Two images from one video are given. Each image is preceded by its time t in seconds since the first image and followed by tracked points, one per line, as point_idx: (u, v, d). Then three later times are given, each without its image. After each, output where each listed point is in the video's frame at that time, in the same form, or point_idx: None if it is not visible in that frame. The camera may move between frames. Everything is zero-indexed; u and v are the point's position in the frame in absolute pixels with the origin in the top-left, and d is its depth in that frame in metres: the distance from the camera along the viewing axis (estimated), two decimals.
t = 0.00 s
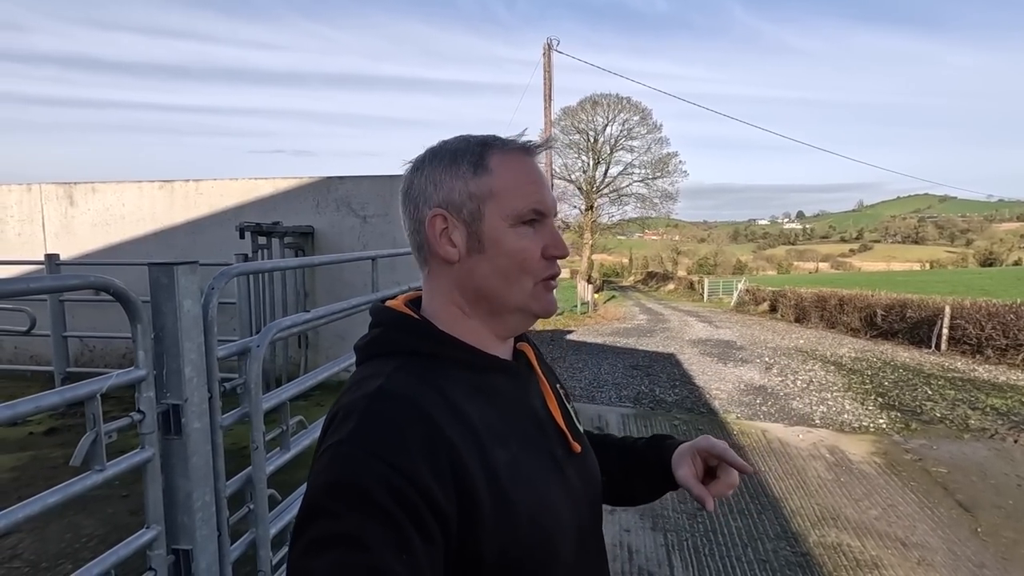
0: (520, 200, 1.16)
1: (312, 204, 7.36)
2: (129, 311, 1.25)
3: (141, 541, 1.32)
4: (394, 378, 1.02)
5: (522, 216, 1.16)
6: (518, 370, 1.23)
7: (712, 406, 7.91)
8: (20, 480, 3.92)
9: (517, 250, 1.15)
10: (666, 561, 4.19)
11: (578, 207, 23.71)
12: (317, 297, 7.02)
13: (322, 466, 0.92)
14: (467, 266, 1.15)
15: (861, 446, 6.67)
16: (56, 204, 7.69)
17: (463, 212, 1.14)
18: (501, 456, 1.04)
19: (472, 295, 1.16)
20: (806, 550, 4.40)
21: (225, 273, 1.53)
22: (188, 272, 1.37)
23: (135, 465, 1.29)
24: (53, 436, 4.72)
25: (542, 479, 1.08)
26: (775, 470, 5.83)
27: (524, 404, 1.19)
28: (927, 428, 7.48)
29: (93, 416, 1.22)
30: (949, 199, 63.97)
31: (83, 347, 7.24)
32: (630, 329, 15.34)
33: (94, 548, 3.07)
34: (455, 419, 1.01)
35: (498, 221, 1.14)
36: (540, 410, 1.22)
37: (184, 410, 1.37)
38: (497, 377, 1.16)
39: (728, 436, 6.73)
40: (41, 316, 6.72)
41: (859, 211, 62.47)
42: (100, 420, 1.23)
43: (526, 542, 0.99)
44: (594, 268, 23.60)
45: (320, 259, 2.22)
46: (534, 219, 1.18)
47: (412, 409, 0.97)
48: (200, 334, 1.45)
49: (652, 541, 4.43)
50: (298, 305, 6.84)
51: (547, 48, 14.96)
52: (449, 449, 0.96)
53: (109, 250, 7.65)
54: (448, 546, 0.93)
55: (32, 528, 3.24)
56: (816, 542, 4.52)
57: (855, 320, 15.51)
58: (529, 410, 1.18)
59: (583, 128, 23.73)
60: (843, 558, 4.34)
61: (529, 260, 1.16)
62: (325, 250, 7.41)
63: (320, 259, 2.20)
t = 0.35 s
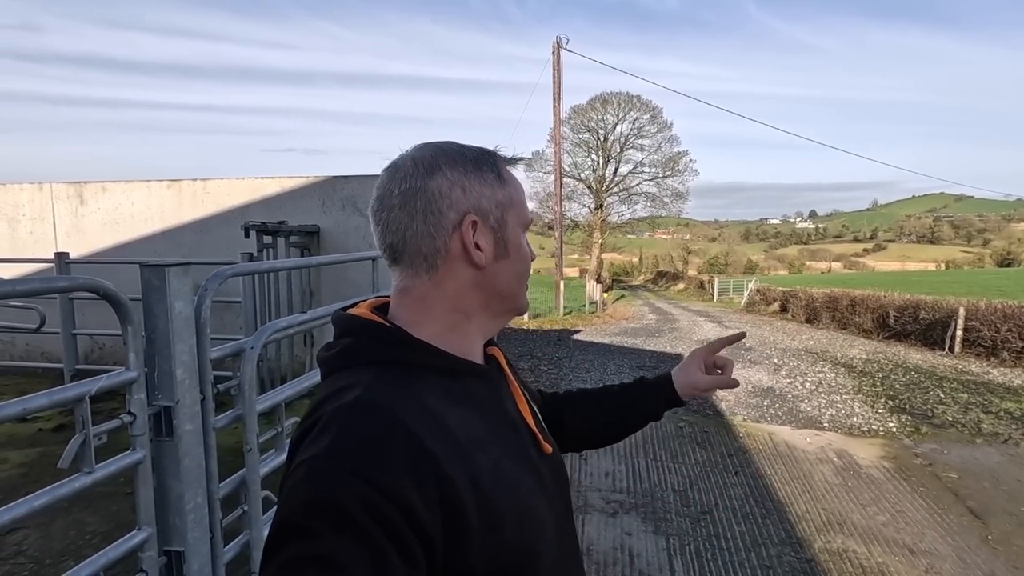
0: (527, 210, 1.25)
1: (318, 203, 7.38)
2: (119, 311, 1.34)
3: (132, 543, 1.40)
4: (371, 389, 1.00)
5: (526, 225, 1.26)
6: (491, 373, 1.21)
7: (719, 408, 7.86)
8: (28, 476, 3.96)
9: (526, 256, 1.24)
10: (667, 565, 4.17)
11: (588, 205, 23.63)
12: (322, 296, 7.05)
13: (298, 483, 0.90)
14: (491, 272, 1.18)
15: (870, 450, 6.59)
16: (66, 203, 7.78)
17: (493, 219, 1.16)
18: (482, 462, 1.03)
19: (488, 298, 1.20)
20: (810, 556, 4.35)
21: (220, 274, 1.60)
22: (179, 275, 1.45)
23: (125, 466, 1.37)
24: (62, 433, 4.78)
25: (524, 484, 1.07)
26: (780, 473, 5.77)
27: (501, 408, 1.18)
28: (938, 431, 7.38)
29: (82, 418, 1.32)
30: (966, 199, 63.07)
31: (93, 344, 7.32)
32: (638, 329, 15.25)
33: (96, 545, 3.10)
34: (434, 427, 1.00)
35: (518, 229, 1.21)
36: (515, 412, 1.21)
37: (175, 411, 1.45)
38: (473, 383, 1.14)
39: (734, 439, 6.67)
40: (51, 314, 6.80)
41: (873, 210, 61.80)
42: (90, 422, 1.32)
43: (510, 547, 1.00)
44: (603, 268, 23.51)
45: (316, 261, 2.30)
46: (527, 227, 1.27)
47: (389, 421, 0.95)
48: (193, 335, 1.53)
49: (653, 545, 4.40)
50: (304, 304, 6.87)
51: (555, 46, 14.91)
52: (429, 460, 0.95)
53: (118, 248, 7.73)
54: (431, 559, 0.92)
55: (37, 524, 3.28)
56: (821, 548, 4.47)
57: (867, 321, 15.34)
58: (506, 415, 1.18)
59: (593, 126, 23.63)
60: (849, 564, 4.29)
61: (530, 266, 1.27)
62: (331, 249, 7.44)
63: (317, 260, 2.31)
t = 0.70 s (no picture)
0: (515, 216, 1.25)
1: (322, 204, 7.39)
2: (112, 314, 1.33)
3: (123, 548, 1.38)
4: (363, 397, 0.98)
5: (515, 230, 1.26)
6: (482, 379, 1.20)
7: (724, 411, 7.81)
8: (32, 476, 3.97)
9: (517, 262, 1.25)
10: (670, 571, 4.15)
11: (595, 206, 23.59)
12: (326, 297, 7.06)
13: (287, 495, 0.87)
14: (486, 277, 1.17)
15: (878, 455, 6.53)
16: (74, 204, 7.83)
17: (486, 224, 1.15)
18: (476, 470, 1.01)
19: (482, 304, 1.19)
20: (816, 564, 4.31)
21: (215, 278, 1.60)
22: (173, 278, 1.45)
23: (117, 471, 1.37)
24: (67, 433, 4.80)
25: (517, 492, 1.06)
26: (785, 478, 5.73)
27: (492, 414, 1.17)
28: (947, 436, 7.30)
29: (73, 422, 1.31)
30: (978, 200, 62.49)
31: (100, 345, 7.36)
32: (644, 331, 15.19)
33: (97, 546, 3.10)
34: (428, 435, 0.98)
35: (507, 235, 1.21)
36: (505, 417, 1.21)
37: (168, 415, 1.45)
38: (463, 389, 1.13)
39: (739, 442, 6.62)
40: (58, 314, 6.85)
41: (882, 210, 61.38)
42: (81, 427, 1.32)
43: (503, 555, 0.98)
44: (609, 268, 23.45)
45: (314, 263, 2.30)
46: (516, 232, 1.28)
47: (382, 430, 0.94)
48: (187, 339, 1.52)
49: (656, 550, 4.38)
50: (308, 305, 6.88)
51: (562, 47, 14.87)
52: (422, 468, 0.94)
53: (124, 249, 7.77)
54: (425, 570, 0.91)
55: (39, 525, 3.29)
56: (827, 556, 4.43)
57: (876, 323, 15.22)
58: (497, 421, 1.17)
59: (599, 127, 23.58)
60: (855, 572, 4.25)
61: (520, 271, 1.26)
62: (335, 250, 7.45)
63: (316, 263, 2.30)
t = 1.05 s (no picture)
0: (455, 214, 1.09)
1: (326, 206, 7.40)
2: (113, 316, 1.33)
3: (124, 551, 1.38)
4: (365, 396, 0.98)
5: (460, 231, 1.10)
6: (486, 379, 1.20)
7: (728, 414, 7.79)
8: (35, 477, 3.98)
9: (451, 265, 1.09)
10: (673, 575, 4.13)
11: (598, 208, 23.57)
12: (329, 299, 7.06)
13: (291, 491, 0.87)
14: (411, 282, 1.13)
15: (884, 460, 6.49)
16: (79, 205, 7.86)
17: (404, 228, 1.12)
18: (480, 469, 1.01)
19: (417, 310, 1.14)
20: (821, 569, 4.29)
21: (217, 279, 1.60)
22: (175, 279, 1.45)
23: (118, 473, 1.36)
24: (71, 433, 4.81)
25: (521, 492, 1.06)
26: (791, 482, 5.70)
27: (498, 415, 1.17)
28: (954, 441, 7.26)
29: (74, 424, 1.31)
30: (984, 202, 62.22)
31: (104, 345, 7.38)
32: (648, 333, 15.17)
33: (100, 547, 3.11)
34: (431, 433, 0.98)
35: (430, 236, 1.10)
36: (511, 419, 1.21)
37: (170, 418, 1.44)
38: (467, 390, 1.13)
39: (744, 446, 6.59)
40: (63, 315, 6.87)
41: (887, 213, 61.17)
42: (82, 429, 1.32)
43: (507, 556, 0.97)
44: (613, 270, 23.43)
45: (319, 264, 2.30)
46: (474, 233, 1.11)
47: (386, 426, 0.93)
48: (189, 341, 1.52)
49: (660, 554, 4.36)
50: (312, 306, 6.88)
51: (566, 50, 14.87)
52: (427, 465, 0.93)
53: (129, 250, 7.79)
54: (429, 567, 0.90)
55: (42, 526, 3.30)
56: (832, 561, 4.40)
57: (882, 326, 15.17)
58: (502, 422, 1.17)
59: (603, 129, 23.58)
60: None
61: (464, 277, 1.09)
62: (339, 252, 7.45)
63: (320, 264, 2.30)
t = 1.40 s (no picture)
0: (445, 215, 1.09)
1: (327, 206, 7.40)
2: (118, 314, 1.33)
3: (128, 551, 1.38)
4: (372, 389, 0.98)
5: (449, 231, 1.10)
6: (497, 374, 1.20)
7: (730, 415, 7.78)
8: (36, 476, 3.97)
9: (437, 267, 1.09)
10: None
11: (599, 209, 23.57)
12: (331, 299, 7.06)
13: (298, 480, 0.87)
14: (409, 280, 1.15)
15: (887, 462, 6.49)
16: (80, 205, 7.86)
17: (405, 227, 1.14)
18: (486, 462, 1.01)
19: (413, 310, 1.15)
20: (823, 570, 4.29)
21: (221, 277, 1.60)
22: (179, 277, 1.45)
23: (123, 472, 1.36)
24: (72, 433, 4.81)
25: (527, 486, 1.05)
26: (793, 484, 5.69)
27: (506, 411, 1.16)
28: (956, 443, 7.25)
29: (79, 423, 1.30)
30: (984, 205, 62.26)
31: (105, 345, 7.38)
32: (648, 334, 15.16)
33: (101, 547, 3.11)
34: (436, 425, 0.98)
35: (422, 236, 1.10)
36: (521, 414, 1.20)
37: (174, 417, 1.44)
38: (476, 384, 1.13)
39: (746, 447, 6.59)
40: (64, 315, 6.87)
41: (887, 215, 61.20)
42: (86, 428, 1.31)
43: (512, 548, 0.96)
44: (613, 271, 23.42)
45: (323, 263, 2.30)
46: (464, 235, 1.10)
47: (391, 418, 0.93)
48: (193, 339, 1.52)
49: (662, 556, 4.35)
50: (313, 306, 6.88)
51: (567, 50, 14.87)
52: (431, 457, 0.93)
53: (130, 250, 7.79)
54: (432, 558, 0.90)
55: (44, 525, 3.29)
56: (835, 562, 4.40)
57: (883, 327, 15.17)
58: (512, 417, 1.16)
59: (604, 130, 23.60)
60: None
61: (449, 279, 1.09)
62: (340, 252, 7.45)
63: (323, 264, 2.30)
